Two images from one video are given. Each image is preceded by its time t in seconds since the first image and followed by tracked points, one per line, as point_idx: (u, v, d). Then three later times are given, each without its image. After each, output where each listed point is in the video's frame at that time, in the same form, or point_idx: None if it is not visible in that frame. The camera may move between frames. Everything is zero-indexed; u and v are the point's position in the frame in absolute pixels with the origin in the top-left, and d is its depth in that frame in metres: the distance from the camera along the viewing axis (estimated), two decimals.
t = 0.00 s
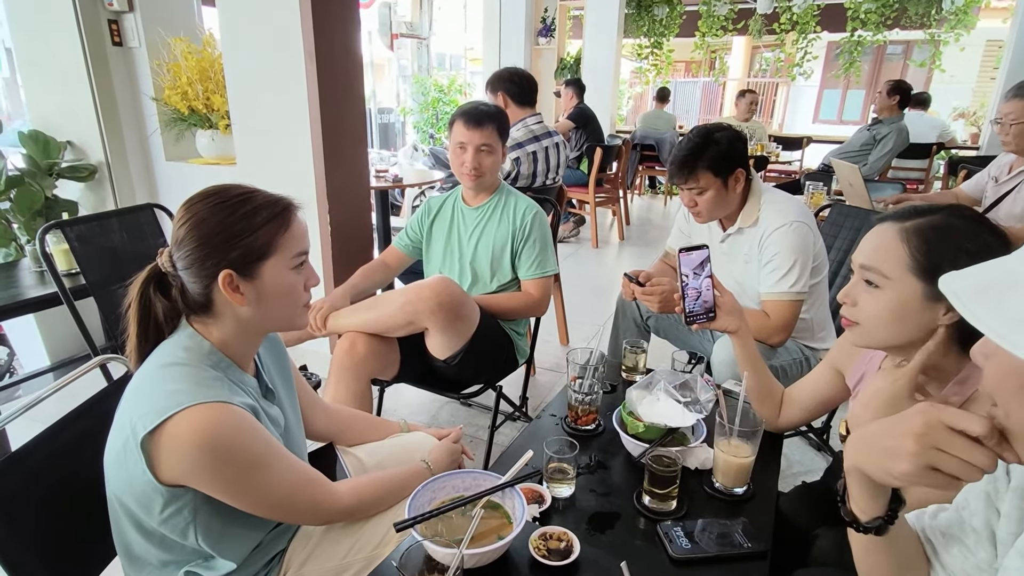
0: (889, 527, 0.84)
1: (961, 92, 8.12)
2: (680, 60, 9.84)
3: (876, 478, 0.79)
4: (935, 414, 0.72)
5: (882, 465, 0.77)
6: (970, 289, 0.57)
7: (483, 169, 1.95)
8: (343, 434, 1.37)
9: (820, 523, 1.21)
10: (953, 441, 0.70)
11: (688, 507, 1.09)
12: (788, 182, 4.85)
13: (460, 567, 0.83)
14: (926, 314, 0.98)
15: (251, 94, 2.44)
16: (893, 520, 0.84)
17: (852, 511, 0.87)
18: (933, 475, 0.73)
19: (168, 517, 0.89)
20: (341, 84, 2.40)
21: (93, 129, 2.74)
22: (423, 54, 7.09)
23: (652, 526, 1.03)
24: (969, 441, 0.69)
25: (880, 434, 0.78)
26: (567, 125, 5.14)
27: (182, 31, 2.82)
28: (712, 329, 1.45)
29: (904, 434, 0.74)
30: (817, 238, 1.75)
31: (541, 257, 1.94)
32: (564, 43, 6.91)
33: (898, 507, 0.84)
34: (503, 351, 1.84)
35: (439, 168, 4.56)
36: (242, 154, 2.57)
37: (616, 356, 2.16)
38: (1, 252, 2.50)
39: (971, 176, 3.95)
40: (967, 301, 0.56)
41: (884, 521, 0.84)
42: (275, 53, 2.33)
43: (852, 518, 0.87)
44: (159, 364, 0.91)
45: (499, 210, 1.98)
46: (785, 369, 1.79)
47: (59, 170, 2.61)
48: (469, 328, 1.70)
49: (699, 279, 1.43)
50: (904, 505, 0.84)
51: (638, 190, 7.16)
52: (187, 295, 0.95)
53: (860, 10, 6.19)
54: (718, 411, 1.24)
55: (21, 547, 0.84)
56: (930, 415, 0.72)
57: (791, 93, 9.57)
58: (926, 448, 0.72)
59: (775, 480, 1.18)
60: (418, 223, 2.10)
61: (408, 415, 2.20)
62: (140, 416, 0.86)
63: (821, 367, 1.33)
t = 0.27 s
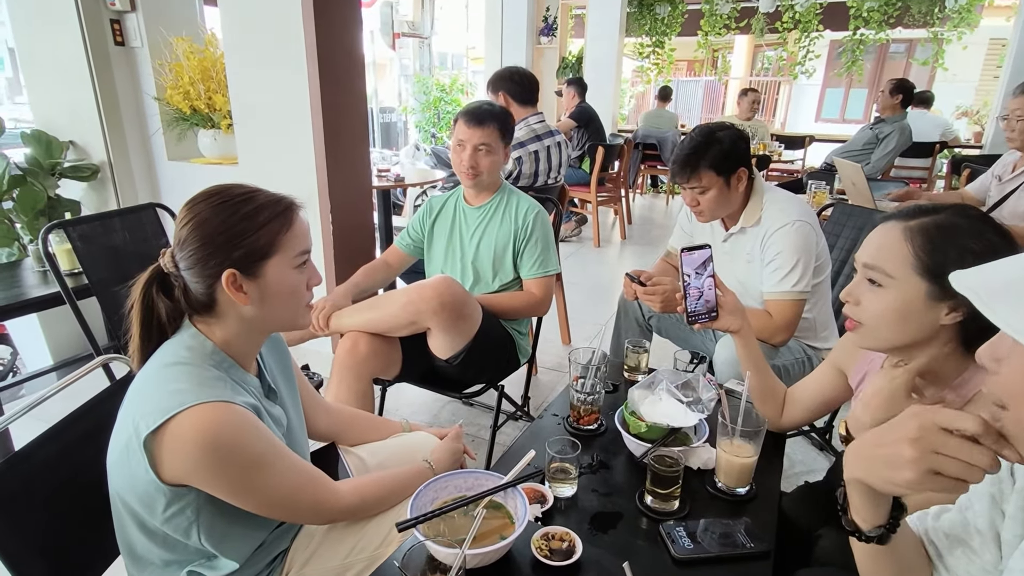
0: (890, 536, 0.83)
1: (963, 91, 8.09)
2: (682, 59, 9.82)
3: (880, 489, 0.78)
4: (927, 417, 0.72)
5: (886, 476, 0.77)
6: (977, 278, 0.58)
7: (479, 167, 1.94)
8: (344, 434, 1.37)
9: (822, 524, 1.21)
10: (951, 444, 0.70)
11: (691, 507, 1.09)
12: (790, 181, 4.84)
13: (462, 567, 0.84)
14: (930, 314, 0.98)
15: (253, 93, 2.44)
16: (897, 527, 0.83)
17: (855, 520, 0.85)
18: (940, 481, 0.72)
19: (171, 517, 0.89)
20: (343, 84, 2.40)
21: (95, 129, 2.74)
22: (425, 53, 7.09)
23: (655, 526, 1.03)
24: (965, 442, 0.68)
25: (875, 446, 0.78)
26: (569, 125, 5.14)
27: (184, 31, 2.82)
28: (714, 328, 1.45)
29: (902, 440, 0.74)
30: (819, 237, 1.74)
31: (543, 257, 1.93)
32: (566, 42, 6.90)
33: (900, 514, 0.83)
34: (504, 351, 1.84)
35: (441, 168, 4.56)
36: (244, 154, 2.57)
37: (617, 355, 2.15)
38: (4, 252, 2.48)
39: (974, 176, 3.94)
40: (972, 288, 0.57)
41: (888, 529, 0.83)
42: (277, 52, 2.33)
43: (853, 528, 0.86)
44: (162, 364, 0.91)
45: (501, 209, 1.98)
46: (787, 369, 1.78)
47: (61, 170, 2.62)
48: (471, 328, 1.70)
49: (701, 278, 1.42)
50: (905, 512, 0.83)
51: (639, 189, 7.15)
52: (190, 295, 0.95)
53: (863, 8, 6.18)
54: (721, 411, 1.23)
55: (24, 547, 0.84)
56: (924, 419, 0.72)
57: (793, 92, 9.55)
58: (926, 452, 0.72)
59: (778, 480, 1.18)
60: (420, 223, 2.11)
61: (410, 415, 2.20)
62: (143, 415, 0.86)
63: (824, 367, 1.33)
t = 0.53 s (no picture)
0: (884, 546, 0.83)
1: (966, 90, 8.07)
2: (683, 58, 9.80)
3: (869, 502, 0.79)
4: (906, 430, 0.74)
5: (871, 488, 0.78)
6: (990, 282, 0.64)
7: (465, 165, 1.94)
8: (345, 434, 1.37)
9: (822, 524, 1.21)
10: (933, 453, 0.72)
11: (690, 507, 1.09)
12: (792, 181, 4.83)
13: (461, 567, 0.84)
14: (932, 314, 0.98)
15: (254, 93, 2.45)
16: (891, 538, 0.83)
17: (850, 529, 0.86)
18: (927, 491, 0.74)
19: (171, 516, 0.89)
20: (344, 84, 2.40)
21: (96, 129, 2.75)
22: (425, 52, 7.10)
23: (654, 525, 1.03)
24: (945, 449, 0.71)
25: (859, 459, 0.79)
26: (570, 124, 5.14)
27: (185, 30, 2.82)
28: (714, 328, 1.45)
29: (885, 452, 0.76)
30: (820, 236, 1.74)
31: (543, 256, 1.93)
32: (567, 41, 6.89)
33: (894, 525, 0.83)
34: (505, 351, 1.84)
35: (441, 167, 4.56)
36: (245, 153, 2.58)
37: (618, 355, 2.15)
38: (5, 252, 2.46)
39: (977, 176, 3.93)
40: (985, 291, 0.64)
41: (881, 540, 0.83)
42: (278, 52, 2.33)
43: (847, 538, 0.86)
44: (162, 364, 0.92)
45: (501, 209, 1.98)
46: (788, 368, 1.78)
47: (62, 170, 2.62)
48: (472, 328, 1.70)
49: (700, 278, 1.42)
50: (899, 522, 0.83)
51: (641, 188, 7.15)
52: (190, 295, 0.95)
53: (865, 7, 6.16)
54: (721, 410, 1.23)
55: (25, 546, 0.84)
56: (903, 432, 0.75)
57: (795, 91, 9.54)
58: (907, 464, 0.74)
59: (778, 480, 1.18)
60: (420, 223, 2.11)
61: (411, 414, 2.20)
62: (143, 415, 0.86)
63: (824, 367, 1.33)
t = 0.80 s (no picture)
0: (883, 537, 0.82)
1: (966, 88, 8.05)
2: (683, 57, 9.79)
3: (870, 490, 0.79)
4: (906, 418, 0.74)
5: (867, 475, 0.78)
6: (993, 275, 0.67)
7: (459, 162, 1.95)
8: (344, 433, 1.37)
9: (821, 522, 1.21)
10: (931, 444, 0.71)
11: (689, 506, 1.09)
12: (792, 179, 4.83)
13: (459, 565, 0.84)
14: (933, 310, 0.98)
15: (254, 92, 2.45)
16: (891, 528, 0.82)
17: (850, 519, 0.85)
18: (921, 484, 0.74)
19: (170, 516, 0.89)
20: (344, 83, 2.40)
21: (96, 129, 2.75)
22: (425, 52, 7.10)
23: (653, 524, 1.03)
24: (944, 441, 0.71)
25: (854, 452, 0.79)
26: (569, 123, 5.13)
27: (185, 31, 2.83)
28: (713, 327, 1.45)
29: (882, 439, 0.76)
30: (819, 234, 1.74)
31: (542, 255, 1.93)
32: (567, 40, 6.89)
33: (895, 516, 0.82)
34: (505, 350, 1.84)
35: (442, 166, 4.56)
36: (245, 153, 2.58)
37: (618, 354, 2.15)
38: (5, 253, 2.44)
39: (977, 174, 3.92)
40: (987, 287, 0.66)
41: (880, 530, 0.82)
42: (278, 51, 2.33)
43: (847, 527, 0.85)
44: (160, 364, 0.92)
45: (500, 208, 1.98)
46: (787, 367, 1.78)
47: (62, 170, 2.62)
48: (471, 328, 1.70)
49: (700, 277, 1.42)
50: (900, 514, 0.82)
51: (641, 187, 7.14)
52: (186, 297, 0.95)
53: (865, 5, 6.15)
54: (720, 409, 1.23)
55: (25, 546, 0.84)
56: (903, 420, 0.74)
57: (795, 89, 9.52)
58: (906, 453, 0.73)
59: (777, 478, 1.18)
60: (419, 222, 2.11)
61: (411, 413, 2.20)
62: (141, 415, 0.86)
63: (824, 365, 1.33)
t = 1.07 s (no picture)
0: (885, 527, 0.82)
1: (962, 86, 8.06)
2: (680, 55, 9.79)
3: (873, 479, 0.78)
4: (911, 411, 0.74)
5: (872, 464, 0.78)
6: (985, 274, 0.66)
7: (454, 160, 1.94)
8: (341, 432, 1.37)
9: (818, 519, 1.21)
10: (935, 439, 0.72)
11: (686, 504, 1.09)
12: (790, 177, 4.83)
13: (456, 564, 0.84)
14: (930, 305, 0.98)
15: (250, 91, 2.44)
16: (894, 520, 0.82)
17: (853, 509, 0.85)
18: (922, 474, 0.75)
19: (166, 517, 0.89)
20: (340, 81, 2.39)
21: (92, 128, 2.74)
22: (422, 51, 7.09)
23: (651, 521, 1.03)
24: (946, 436, 0.72)
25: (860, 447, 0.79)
26: (567, 121, 5.13)
27: (181, 29, 2.82)
28: (711, 323, 1.45)
29: (889, 432, 0.76)
30: (814, 232, 1.75)
31: (539, 254, 1.93)
32: (564, 38, 6.88)
33: (899, 508, 0.82)
34: (502, 348, 1.84)
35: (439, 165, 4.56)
36: (241, 152, 2.57)
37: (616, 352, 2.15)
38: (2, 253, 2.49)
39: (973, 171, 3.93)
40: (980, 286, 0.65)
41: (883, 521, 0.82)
42: (274, 49, 2.32)
43: (849, 517, 0.85)
44: (155, 364, 0.91)
45: (496, 206, 1.98)
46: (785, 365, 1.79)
47: (58, 170, 2.62)
48: (468, 326, 1.70)
49: (698, 272, 1.41)
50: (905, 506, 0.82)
51: (638, 185, 7.15)
52: (180, 296, 0.95)
53: (862, 3, 6.15)
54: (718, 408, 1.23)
55: (22, 546, 0.84)
56: (908, 411, 0.75)
57: (792, 87, 9.52)
58: (910, 443, 0.74)
59: (775, 475, 1.18)
60: (416, 220, 2.10)
61: (409, 412, 2.20)
62: (137, 416, 0.86)
63: (821, 361, 1.33)
